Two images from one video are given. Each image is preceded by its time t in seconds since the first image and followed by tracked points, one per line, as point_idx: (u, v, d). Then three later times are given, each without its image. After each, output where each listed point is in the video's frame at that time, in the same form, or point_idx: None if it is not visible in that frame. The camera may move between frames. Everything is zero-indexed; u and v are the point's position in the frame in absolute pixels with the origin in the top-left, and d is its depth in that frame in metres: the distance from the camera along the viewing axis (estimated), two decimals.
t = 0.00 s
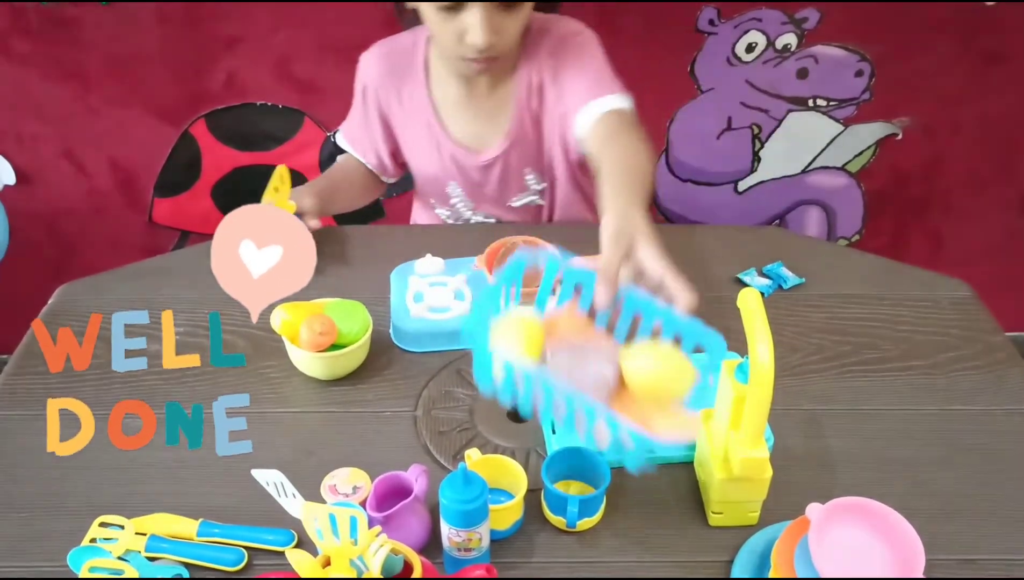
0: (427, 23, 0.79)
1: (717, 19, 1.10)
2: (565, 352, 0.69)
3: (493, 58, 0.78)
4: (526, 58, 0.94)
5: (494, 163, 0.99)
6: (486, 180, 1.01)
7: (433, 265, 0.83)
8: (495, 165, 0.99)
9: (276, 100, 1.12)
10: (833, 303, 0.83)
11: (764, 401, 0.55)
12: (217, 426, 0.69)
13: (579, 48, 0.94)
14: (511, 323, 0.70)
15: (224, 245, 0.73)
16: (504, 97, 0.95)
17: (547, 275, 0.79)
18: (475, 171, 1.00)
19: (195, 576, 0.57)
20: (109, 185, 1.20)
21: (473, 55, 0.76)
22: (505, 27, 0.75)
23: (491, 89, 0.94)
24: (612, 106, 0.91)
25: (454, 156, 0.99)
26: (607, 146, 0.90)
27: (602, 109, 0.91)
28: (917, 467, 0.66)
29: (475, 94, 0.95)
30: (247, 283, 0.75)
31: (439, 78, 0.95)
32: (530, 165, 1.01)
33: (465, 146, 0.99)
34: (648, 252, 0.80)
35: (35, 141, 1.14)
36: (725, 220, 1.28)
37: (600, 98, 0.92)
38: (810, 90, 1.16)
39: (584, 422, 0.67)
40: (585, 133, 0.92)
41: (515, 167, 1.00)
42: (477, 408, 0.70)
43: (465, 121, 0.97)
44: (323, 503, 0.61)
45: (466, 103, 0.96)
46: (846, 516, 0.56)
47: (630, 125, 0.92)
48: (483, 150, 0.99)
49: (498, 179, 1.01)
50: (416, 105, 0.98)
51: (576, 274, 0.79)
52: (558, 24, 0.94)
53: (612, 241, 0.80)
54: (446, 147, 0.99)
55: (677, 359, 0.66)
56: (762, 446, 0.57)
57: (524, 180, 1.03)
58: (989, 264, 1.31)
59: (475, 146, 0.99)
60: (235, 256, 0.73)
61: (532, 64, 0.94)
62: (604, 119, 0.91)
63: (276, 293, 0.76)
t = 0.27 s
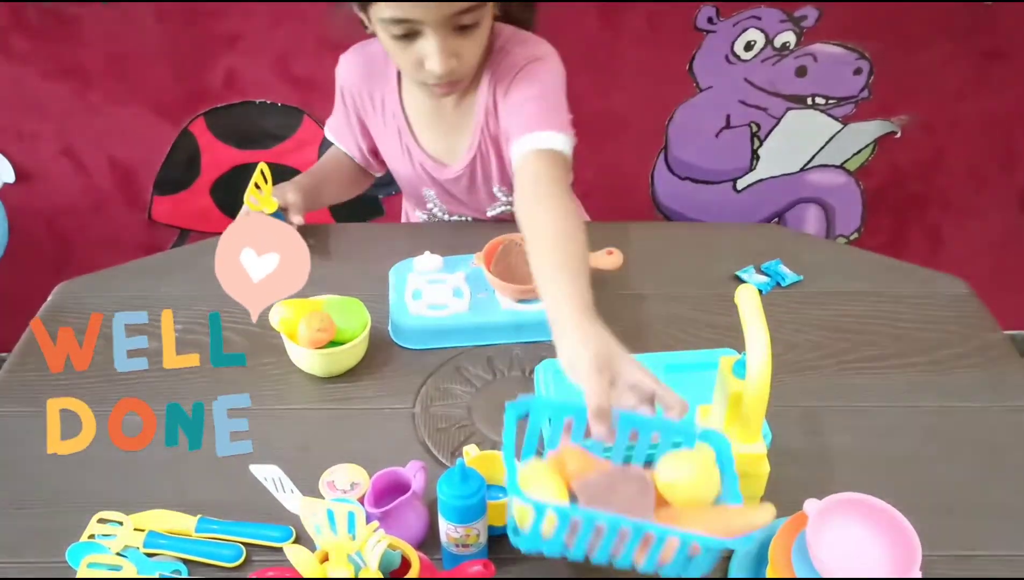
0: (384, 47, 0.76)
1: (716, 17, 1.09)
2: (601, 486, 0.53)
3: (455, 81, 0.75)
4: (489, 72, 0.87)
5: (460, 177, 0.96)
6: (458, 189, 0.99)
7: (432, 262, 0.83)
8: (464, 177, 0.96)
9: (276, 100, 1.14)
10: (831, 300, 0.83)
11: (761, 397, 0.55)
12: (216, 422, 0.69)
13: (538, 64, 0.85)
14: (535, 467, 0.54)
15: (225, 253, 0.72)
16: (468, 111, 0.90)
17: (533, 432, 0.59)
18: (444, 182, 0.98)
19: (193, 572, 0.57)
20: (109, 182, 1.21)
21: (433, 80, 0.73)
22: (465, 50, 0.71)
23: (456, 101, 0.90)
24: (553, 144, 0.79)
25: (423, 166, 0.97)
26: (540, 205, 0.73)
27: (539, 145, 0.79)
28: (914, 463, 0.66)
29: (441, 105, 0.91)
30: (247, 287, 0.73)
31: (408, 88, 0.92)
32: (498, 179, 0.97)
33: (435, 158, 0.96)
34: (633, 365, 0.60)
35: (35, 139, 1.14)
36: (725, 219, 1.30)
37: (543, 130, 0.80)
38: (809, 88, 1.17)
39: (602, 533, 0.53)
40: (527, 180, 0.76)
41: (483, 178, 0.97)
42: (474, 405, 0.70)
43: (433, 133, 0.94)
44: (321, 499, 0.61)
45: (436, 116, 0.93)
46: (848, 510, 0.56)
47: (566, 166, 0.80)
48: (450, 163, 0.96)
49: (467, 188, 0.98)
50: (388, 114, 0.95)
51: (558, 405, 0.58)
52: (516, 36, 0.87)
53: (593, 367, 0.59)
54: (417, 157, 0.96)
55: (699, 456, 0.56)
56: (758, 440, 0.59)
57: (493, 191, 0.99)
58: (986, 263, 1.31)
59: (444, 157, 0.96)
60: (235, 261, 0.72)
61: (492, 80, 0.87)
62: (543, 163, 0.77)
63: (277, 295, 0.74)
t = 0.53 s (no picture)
0: (372, 54, 0.77)
1: (714, 9, 1.08)
2: (625, 547, 0.51)
3: (442, 86, 0.76)
4: (475, 73, 0.86)
5: (450, 174, 0.96)
6: (449, 186, 0.99)
7: (428, 253, 0.83)
8: (454, 176, 0.96)
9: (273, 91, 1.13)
10: (829, 291, 0.83)
11: (759, 384, 0.55)
12: (213, 411, 0.69)
13: (522, 70, 0.84)
14: (555, 535, 0.52)
15: (223, 247, 0.68)
16: (457, 112, 0.90)
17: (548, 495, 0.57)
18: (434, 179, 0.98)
19: (189, 559, 0.57)
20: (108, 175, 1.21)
21: (419, 87, 0.74)
22: (450, 55, 0.72)
23: (445, 101, 0.90)
24: (534, 154, 0.79)
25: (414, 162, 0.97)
26: (527, 235, 0.72)
27: (523, 156, 0.79)
28: (911, 453, 0.66)
29: (430, 104, 0.91)
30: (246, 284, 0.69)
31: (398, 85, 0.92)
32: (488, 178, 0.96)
33: (426, 154, 0.96)
34: (635, 411, 0.60)
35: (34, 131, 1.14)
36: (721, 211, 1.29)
37: (528, 137, 0.79)
38: (807, 80, 1.15)
39: None
40: (513, 212, 0.75)
41: (473, 176, 0.96)
42: (472, 394, 0.70)
43: (425, 129, 0.94)
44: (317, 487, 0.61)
45: (427, 113, 0.93)
46: (847, 501, 0.56)
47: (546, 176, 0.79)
48: (440, 161, 0.96)
49: (458, 185, 0.98)
50: (382, 109, 0.96)
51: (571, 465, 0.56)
52: (502, 39, 0.85)
53: (600, 422, 0.58)
54: (408, 153, 0.96)
55: (710, 505, 0.56)
56: (754, 428, 0.58)
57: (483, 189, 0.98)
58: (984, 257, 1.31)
59: (435, 154, 0.96)
60: (234, 253, 0.68)
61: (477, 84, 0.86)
62: (527, 190, 0.76)
63: (279, 291, 0.69)
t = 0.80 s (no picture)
0: (367, 49, 0.77)
1: None
2: (592, 577, 0.50)
3: (438, 81, 0.76)
4: (467, 68, 0.85)
5: (449, 164, 0.95)
6: (446, 176, 0.98)
7: (425, 239, 0.82)
8: (453, 166, 0.96)
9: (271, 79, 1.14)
10: (826, 277, 0.83)
11: (753, 367, 0.55)
12: (209, 396, 0.69)
13: (511, 63, 0.82)
14: (529, 564, 0.51)
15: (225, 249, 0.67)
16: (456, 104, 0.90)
17: (530, 518, 0.56)
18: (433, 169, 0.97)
19: (185, 543, 0.57)
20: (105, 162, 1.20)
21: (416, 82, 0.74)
22: (447, 50, 0.72)
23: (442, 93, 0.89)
24: (526, 151, 0.78)
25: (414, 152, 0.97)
26: (517, 238, 0.72)
27: (513, 153, 0.78)
28: (906, 437, 0.66)
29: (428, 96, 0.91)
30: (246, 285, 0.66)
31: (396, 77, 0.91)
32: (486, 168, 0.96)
33: (424, 143, 0.96)
34: (623, 439, 0.59)
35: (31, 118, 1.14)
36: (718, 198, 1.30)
37: (519, 134, 0.79)
38: (805, 68, 1.16)
39: None
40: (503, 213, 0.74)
41: (471, 168, 0.95)
42: (468, 378, 0.70)
43: (424, 119, 0.94)
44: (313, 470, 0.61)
45: (426, 104, 0.92)
46: (844, 484, 0.56)
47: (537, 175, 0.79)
48: (440, 150, 0.95)
49: (456, 175, 0.98)
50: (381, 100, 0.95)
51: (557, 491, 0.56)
52: (496, 33, 0.84)
53: (586, 447, 0.58)
54: (408, 142, 0.96)
55: (688, 543, 0.52)
56: (750, 412, 0.57)
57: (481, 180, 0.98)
58: (982, 245, 1.31)
59: (434, 144, 0.95)
60: (234, 260, 0.66)
61: (471, 79, 0.85)
62: (518, 191, 0.76)
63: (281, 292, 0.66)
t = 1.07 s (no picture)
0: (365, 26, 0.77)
1: None
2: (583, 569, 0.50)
3: (436, 56, 0.76)
4: (469, 43, 0.85)
5: (453, 144, 0.95)
6: (450, 157, 0.98)
7: (425, 223, 0.82)
8: (457, 146, 0.95)
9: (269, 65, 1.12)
10: (827, 261, 0.83)
11: (753, 349, 0.55)
12: (210, 379, 0.69)
13: (514, 35, 0.82)
14: (518, 563, 0.50)
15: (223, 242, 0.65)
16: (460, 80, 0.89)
17: (513, 521, 0.56)
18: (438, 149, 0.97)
19: (187, 524, 0.57)
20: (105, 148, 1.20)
21: (414, 58, 0.74)
22: (443, 26, 0.72)
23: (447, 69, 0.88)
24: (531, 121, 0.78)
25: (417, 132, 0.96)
26: (526, 213, 0.73)
27: (519, 123, 0.78)
28: (906, 420, 0.66)
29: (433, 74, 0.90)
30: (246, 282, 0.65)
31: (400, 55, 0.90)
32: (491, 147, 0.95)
33: (428, 123, 0.95)
34: (616, 406, 0.60)
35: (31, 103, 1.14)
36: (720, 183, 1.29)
37: (523, 104, 0.79)
38: (806, 53, 1.15)
39: None
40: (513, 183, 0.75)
41: (475, 147, 0.95)
42: (469, 362, 0.71)
43: (428, 98, 0.93)
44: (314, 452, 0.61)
45: (429, 82, 0.91)
46: (846, 468, 0.56)
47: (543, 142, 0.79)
48: (444, 130, 0.95)
49: (460, 155, 0.97)
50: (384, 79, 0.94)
51: (539, 491, 0.56)
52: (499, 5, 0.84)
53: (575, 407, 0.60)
54: (412, 122, 0.95)
55: (672, 523, 0.53)
56: (750, 395, 0.58)
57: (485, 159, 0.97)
58: (982, 231, 1.31)
59: (438, 123, 0.95)
60: (234, 254, 0.65)
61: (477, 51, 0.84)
62: (523, 162, 0.76)
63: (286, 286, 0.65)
